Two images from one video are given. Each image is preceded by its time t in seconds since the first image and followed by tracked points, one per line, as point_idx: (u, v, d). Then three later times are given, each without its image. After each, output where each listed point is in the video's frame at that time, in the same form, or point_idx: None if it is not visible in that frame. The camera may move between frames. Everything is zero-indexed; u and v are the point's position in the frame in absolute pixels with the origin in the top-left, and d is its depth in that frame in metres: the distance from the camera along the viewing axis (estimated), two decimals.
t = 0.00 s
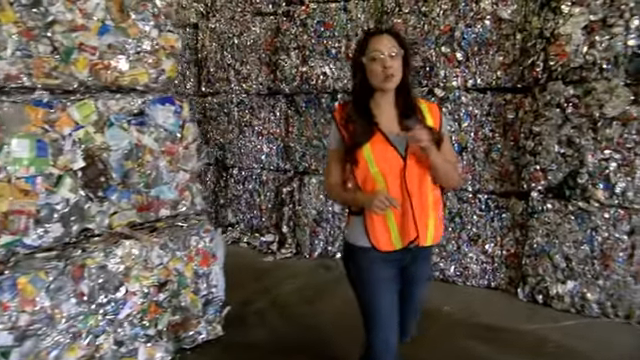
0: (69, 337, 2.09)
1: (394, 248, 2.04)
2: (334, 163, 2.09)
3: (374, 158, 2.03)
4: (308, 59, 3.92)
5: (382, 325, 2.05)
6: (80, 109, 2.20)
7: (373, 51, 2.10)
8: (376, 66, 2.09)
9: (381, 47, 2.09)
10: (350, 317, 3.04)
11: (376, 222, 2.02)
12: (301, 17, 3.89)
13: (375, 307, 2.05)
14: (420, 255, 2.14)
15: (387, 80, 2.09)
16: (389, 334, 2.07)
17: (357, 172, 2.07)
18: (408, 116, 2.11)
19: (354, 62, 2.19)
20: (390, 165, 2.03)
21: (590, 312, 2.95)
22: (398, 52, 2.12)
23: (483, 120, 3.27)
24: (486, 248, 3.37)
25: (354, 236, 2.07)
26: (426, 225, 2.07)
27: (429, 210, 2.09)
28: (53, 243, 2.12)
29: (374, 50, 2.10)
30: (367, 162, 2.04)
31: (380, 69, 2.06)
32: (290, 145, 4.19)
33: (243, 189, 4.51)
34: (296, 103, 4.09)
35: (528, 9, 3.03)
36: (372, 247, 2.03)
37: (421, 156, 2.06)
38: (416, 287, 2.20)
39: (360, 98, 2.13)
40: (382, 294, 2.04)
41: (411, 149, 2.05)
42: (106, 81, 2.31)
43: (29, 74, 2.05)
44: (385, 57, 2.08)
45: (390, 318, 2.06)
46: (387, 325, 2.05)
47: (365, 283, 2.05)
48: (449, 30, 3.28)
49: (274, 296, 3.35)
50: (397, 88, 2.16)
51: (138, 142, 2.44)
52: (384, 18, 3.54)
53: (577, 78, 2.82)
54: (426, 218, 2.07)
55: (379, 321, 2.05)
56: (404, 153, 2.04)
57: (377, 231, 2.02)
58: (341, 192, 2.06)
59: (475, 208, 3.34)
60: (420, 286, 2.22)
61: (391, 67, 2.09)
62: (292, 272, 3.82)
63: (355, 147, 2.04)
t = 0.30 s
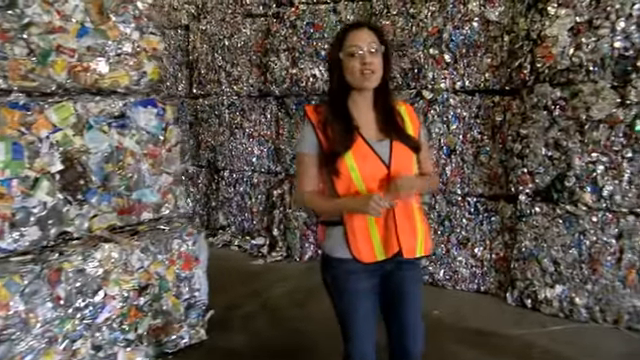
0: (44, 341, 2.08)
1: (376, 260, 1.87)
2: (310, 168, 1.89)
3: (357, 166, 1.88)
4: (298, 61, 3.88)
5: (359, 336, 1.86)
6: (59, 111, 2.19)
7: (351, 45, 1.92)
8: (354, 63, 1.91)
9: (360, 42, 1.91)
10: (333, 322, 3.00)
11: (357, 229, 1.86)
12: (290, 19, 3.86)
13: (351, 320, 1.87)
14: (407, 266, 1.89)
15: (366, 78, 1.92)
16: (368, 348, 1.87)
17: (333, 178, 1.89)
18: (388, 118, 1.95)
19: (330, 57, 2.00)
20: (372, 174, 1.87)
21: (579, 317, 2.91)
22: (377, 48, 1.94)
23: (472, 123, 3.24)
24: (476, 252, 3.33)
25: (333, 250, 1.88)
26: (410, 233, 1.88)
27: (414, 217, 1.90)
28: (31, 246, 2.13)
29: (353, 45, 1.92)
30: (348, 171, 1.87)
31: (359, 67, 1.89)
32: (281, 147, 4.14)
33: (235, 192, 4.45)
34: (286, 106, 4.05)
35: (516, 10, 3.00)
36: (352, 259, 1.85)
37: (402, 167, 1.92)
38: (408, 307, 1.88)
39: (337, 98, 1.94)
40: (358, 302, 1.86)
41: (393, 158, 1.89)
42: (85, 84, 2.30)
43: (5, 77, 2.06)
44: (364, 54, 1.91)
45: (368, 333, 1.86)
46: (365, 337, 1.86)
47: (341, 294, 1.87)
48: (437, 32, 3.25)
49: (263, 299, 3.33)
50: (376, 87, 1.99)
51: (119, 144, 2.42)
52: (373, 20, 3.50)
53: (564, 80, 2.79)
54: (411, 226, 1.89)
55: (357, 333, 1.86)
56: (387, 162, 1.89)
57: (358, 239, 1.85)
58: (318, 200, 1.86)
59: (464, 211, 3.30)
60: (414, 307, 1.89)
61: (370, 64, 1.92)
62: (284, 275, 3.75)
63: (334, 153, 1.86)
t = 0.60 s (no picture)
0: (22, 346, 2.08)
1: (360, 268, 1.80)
2: (291, 175, 1.79)
3: (343, 174, 1.77)
4: (289, 63, 3.85)
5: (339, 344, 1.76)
6: (39, 114, 2.19)
7: (333, 46, 1.83)
8: (337, 64, 1.83)
9: (343, 42, 1.83)
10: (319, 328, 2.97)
11: (341, 236, 1.78)
12: (282, 21, 3.84)
13: (331, 329, 1.77)
14: (389, 270, 1.81)
15: (349, 80, 1.83)
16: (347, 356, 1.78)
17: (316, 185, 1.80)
18: (372, 123, 1.88)
19: (312, 58, 1.92)
20: (358, 182, 1.79)
21: (571, 323, 2.86)
22: (360, 49, 1.86)
23: (463, 125, 3.19)
24: (468, 256, 3.27)
25: (316, 257, 1.81)
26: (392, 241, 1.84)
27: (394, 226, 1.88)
28: (11, 249, 2.14)
29: (335, 45, 1.83)
30: (333, 178, 1.78)
31: (340, 67, 1.80)
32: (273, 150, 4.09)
33: (227, 195, 4.41)
34: (278, 108, 4.01)
35: (506, 12, 2.97)
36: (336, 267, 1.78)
37: (388, 174, 1.85)
38: (392, 315, 1.77)
39: (319, 100, 1.85)
40: (339, 310, 1.77)
41: (379, 164, 1.82)
42: (67, 86, 2.29)
43: None
44: (346, 54, 1.83)
45: (350, 343, 1.76)
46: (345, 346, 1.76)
47: (322, 304, 1.78)
48: (427, 34, 3.22)
49: (249, 306, 3.29)
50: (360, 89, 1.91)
51: (102, 148, 2.39)
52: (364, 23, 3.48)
53: (554, 83, 2.76)
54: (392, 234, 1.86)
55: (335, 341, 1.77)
56: (373, 169, 1.81)
57: (342, 246, 1.78)
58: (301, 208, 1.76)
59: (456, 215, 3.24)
60: (399, 316, 1.78)
61: (354, 66, 1.83)
62: (274, 280, 3.73)
63: (319, 160, 1.74)
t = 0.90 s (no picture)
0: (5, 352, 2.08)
1: (341, 279, 1.71)
2: (276, 182, 1.72)
3: (325, 180, 1.69)
4: (285, 66, 3.83)
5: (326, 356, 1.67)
6: (25, 119, 2.18)
7: (324, 48, 1.74)
8: (326, 66, 1.74)
9: (333, 45, 1.74)
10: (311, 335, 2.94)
11: (323, 245, 1.71)
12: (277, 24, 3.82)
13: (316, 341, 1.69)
14: (376, 283, 1.74)
15: (339, 84, 1.74)
16: None
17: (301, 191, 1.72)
18: (363, 130, 1.78)
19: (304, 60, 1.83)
20: (341, 190, 1.71)
21: (567, 331, 2.80)
22: (353, 52, 1.77)
23: (458, 130, 3.15)
24: (463, 262, 3.21)
25: (298, 264, 1.75)
26: (379, 254, 1.73)
27: (381, 240, 1.77)
28: None
29: (325, 47, 1.74)
30: (316, 185, 1.70)
31: (329, 71, 1.71)
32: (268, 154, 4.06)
33: (224, 199, 4.38)
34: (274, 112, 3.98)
35: (501, 15, 2.93)
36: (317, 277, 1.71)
37: (376, 183, 1.76)
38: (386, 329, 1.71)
39: (308, 105, 1.77)
40: (325, 320, 1.69)
41: (365, 173, 1.73)
42: (54, 90, 2.29)
43: None
44: (337, 57, 1.73)
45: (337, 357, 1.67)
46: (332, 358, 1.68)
47: (306, 314, 1.71)
48: (422, 37, 3.18)
49: (241, 312, 3.25)
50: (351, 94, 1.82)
51: (90, 152, 2.38)
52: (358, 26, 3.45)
53: (549, 86, 2.73)
54: (379, 246, 1.75)
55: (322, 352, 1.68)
56: (358, 177, 1.72)
57: (323, 255, 1.71)
58: (285, 214, 1.70)
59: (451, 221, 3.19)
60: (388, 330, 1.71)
61: (344, 69, 1.73)
62: (268, 285, 3.70)
63: (302, 164, 1.67)
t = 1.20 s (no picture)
0: None
1: (342, 286, 1.64)
2: (281, 187, 1.69)
3: (323, 183, 1.63)
4: (283, 70, 3.81)
5: None
6: (15, 123, 2.18)
7: (329, 51, 1.71)
8: (328, 69, 1.69)
9: (337, 47, 1.71)
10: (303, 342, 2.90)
11: (323, 250, 1.65)
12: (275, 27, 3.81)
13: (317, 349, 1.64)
14: (385, 297, 1.66)
15: (341, 87, 1.68)
16: None
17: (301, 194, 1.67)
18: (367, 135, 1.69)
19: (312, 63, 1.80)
20: (340, 194, 1.64)
21: (567, 340, 2.74)
22: (356, 55, 1.72)
23: (456, 134, 3.10)
24: (462, 269, 3.15)
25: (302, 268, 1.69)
26: (380, 261, 1.65)
27: (386, 247, 1.68)
28: None
29: (330, 49, 1.71)
30: (314, 188, 1.64)
31: (327, 69, 1.66)
32: (267, 158, 4.04)
33: (222, 203, 4.36)
34: (273, 116, 3.96)
35: (499, 17, 2.89)
36: (318, 283, 1.64)
37: (377, 187, 1.67)
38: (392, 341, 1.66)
39: (310, 108, 1.70)
40: (329, 330, 1.63)
41: (366, 176, 1.65)
42: (45, 95, 2.28)
43: None
44: (337, 57, 1.69)
45: None
46: None
47: (309, 321, 1.66)
48: (419, 40, 3.14)
49: (235, 318, 3.22)
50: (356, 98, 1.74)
51: (81, 157, 2.36)
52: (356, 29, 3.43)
53: (547, 90, 2.68)
54: (382, 253, 1.66)
55: None
56: (358, 180, 1.65)
57: (325, 262, 1.64)
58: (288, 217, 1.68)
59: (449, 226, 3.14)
60: (395, 345, 1.66)
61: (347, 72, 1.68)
62: (264, 290, 3.66)
63: (302, 165, 1.62)
